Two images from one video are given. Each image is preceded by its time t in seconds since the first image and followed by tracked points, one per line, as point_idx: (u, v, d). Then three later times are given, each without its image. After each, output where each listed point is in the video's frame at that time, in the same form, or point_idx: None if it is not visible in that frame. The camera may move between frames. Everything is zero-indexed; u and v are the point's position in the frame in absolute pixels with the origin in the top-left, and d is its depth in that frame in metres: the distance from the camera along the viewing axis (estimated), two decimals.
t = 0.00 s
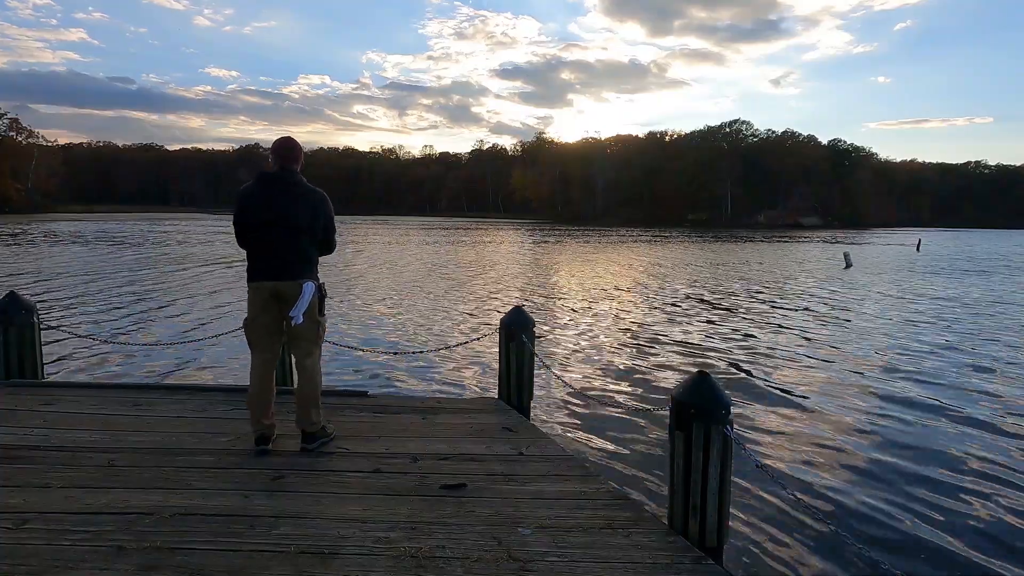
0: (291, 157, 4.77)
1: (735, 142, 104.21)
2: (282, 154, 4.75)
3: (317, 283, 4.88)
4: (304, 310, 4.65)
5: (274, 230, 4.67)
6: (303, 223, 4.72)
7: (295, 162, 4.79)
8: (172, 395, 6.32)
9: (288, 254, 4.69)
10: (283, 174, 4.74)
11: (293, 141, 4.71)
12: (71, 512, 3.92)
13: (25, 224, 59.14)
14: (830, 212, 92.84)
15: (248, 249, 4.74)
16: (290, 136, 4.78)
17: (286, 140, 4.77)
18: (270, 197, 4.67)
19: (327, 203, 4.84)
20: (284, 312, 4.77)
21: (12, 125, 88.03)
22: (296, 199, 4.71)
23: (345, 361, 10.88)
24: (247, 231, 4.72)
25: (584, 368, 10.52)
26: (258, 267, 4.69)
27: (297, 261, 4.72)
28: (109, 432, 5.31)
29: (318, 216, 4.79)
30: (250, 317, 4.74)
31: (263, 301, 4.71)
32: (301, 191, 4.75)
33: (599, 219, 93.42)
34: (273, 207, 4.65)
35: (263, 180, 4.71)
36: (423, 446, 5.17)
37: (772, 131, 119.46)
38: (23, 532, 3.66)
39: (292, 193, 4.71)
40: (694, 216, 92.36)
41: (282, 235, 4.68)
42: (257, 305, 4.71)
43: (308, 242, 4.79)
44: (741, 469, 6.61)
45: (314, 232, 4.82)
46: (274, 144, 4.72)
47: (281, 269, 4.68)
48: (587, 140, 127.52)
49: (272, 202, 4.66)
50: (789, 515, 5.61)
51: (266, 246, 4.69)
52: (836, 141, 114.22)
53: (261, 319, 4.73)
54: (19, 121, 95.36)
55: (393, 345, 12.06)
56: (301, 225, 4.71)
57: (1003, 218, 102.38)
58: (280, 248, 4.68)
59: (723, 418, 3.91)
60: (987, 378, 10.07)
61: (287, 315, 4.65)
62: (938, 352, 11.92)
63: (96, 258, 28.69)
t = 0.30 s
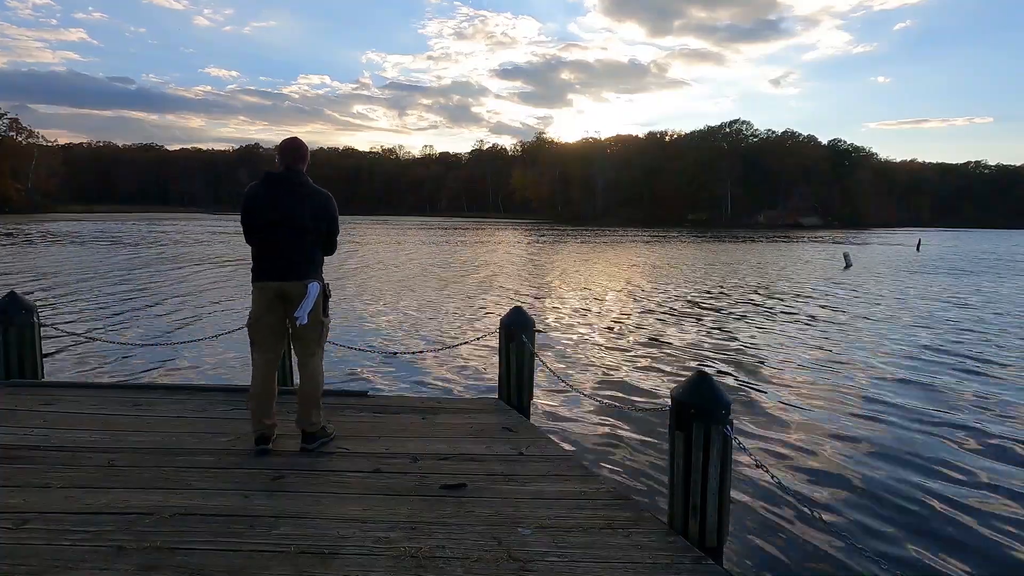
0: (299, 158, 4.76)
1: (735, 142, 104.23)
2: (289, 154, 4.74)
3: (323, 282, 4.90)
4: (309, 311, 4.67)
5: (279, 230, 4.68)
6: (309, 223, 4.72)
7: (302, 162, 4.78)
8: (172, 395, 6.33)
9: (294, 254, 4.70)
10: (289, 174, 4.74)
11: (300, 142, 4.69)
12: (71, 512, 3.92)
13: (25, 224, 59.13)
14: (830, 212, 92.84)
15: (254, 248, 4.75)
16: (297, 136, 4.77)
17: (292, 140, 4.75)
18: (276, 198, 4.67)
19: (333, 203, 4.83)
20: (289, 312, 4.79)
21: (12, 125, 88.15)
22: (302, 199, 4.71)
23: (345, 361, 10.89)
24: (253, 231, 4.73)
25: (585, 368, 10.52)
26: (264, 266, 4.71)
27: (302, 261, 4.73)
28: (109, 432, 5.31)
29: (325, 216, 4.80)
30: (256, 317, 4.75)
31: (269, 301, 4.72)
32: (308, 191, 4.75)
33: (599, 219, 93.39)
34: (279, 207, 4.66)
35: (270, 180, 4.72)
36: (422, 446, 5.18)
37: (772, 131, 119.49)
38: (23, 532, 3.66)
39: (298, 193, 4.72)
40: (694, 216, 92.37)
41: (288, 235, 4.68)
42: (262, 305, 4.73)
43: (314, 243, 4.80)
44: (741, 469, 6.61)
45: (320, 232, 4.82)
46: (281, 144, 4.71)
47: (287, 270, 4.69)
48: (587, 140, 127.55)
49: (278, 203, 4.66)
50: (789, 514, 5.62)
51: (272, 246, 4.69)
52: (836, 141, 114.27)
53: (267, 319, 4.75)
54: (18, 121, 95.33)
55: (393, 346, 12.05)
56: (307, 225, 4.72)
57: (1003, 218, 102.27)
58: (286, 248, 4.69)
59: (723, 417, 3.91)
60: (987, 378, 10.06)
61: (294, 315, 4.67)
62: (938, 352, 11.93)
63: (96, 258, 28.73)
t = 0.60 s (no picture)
0: (302, 158, 4.76)
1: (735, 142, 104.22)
2: (292, 154, 4.74)
3: (328, 283, 4.90)
4: (316, 311, 4.69)
5: (283, 230, 4.68)
6: (312, 224, 4.72)
7: (305, 162, 4.77)
8: (172, 395, 6.33)
9: (298, 255, 4.70)
10: (293, 175, 4.73)
11: (303, 142, 4.69)
12: (71, 512, 3.92)
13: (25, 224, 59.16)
14: (830, 212, 92.82)
15: (256, 248, 4.75)
16: (300, 136, 4.76)
17: (296, 140, 4.75)
18: (278, 198, 4.67)
19: (337, 203, 4.83)
20: (294, 313, 4.80)
21: (12, 125, 88.10)
22: (304, 199, 4.71)
23: (345, 361, 10.88)
24: (256, 231, 4.74)
25: (585, 368, 10.52)
26: (268, 267, 4.71)
27: (306, 261, 4.73)
28: (109, 432, 5.31)
29: (329, 217, 4.80)
30: (261, 317, 4.74)
31: (274, 301, 4.72)
32: (311, 192, 4.74)
33: (599, 219, 93.36)
34: (282, 207, 4.66)
35: (273, 180, 4.72)
36: (422, 446, 5.18)
37: (772, 132, 119.47)
38: (23, 532, 3.66)
39: (301, 193, 4.71)
40: (694, 216, 92.38)
41: (292, 235, 4.68)
42: (266, 305, 4.73)
43: (318, 243, 4.80)
44: (742, 469, 6.61)
45: (324, 232, 4.81)
46: (284, 145, 4.71)
47: (290, 270, 4.69)
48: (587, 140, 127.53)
49: (281, 203, 4.66)
50: (789, 514, 5.62)
51: (274, 246, 4.70)
52: (836, 141, 114.30)
53: (272, 319, 4.75)
54: (18, 122, 95.30)
55: (393, 345, 12.05)
56: (309, 226, 4.72)
57: (1003, 218, 102.27)
58: (290, 248, 4.69)
59: (724, 418, 3.91)
60: (987, 378, 10.08)
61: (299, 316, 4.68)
62: (939, 352, 11.94)
63: (96, 258, 28.72)
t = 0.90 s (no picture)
0: (306, 158, 4.76)
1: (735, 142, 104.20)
2: (297, 154, 4.74)
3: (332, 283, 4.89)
4: (317, 311, 4.67)
5: (284, 230, 4.69)
6: (314, 223, 4.72)
7: (310, 162, 4.77)
8: (172, 395, 6.33)
9: (298, 255, 4.70)
10: (297, 174, 4.74)
11: (307, 142, 4.69)
12: (71, 512, 3.92)
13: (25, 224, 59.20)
14: (830, 213, 92.80)
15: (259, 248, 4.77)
16: (305, 135, 4.76)
17: (301, 140, 4.75)
18: (280, 198, 4.68)
19: (341, 203, 4.81)
20: (297, 313, 4.79)
21: (13, 125, 88.09)
22: (307, 199, 4.71)
23: (345, 361, 10.88)
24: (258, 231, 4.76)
25: (585, 367, 10.53)
26: (270, 267, 4.73)
27: (307, 262, 4.71)
28: (109, 432, 5.31)
29: (332, 217, 4.78)
30: (263, 317, 4.75)
31: (276, 301, 4.72)
32: (314, 192, 4.74)
33: (599, 219, 93.32)
34: (283, 207, 4.66)
35: (275, 180, 4.73)
36: (422, 446, 5.18)
37: (772, 132, 119.48)
38: (23, 532, 3.66)
39: (304, 193, 4.71)
40: (694, 216, 92.38)
41: (293, 236, 4.69)
42: (269, 305, 4.75)
43: (320, 243, 4.78)
44: (742, 468, 6.61)
45: (327, 232, 4.81)
46: (289, 145, 4.73)
47: (291, 270, 4.70)
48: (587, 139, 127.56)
49: (282, 203, 4.67)
50: (789, 514, 5.62)
51: (275, 246, 4.71)
52: (836, 141, 114.31)
53: (275, 319, 4.75)
54: (18, 122, 95.35)
55: (393, 345, 12.06)
56: (311, 225, 4.72)
57: (1003, 218, 102.25)
58: (291, 248, 4.70)
59: (723, 417, 3.92)
60: (987, 378, 10.08)
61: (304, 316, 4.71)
62: (938, 352, 11.94)
63: (96, 258, 28.74)
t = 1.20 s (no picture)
0: (310, 158, 4.75)
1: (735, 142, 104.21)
2: (301, 154, 4.74)
3: (335, 284, 4.87)
4: (319, 313, 4.66)
5: (287, 231, 4.70)
6: (315, 223, 4.70)
7: (314, 162, 4.76)
8: (172, 395, 6.33)
9: (300, 256, 4.70)
10: (300, 175, 4.73)
11: (310, 142, 4.68)
12: (71, 512, 3.92)
13: (26, 224, 59.29)
14: (830, 213, 92.81)
15: (263, 249, 4.80)
16: (310, 136, 4.75)
17: (305, 140, 4.75)
18: (283, 198, 4.69)
19: (344, 203, 4.78)
20: (300, 313, 4.80)
21: (12, 125, 88.06)
22: (309, 199, 4.70)
23: (346, 362, 10.89)
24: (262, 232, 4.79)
25: (585, 367, 10.54)
26: (273, 267, 4.75)
27: (309, 263, 4.72)
28: (109, 432, 5.31)
29: (336, 218, 4.76)
30: (268, 317, 4.79)
31: (279, 302, 4.74)
32: (316, 192, 4.73)
33: (599, 219, 93.34)
34: (285, 208, 4.67)
35: (279, 181, 4.74)
36: (422, 446, 5.18)
37: (772, 132, 119.52)
38: (23, 532, 3.66)
39: (306, 193, 4.71)
40: (694, 216, 92.43)
41: (295, 236, 4.69)
42: (273, 305, 4.77)
43: (322, 244, 4.77)
44: (742, 468, 6.61)
45: (329, 233, 4.79)
46: (293, 145, 4.73)
47: (293, 271, 4.70)
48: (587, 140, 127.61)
49: (284, 203, 4.68)
50: (789, 514, 5.62)
51: (278, 247, 4.73)
52: (836, 141, 114.38)
53: (278, 320, 4.77)
54: (18, 122, 95.41)
55: (394, 346, 12.06)
56: (313, 226, 4.70)
57: (1003, 218, 102.22)
58: (293, 249, 4.71)
59: (724, 417, 3.92)
60: (987, 378, 10.08)
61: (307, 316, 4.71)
62: (938, 352, 11.95)
63: (96, 258, 28.78)
